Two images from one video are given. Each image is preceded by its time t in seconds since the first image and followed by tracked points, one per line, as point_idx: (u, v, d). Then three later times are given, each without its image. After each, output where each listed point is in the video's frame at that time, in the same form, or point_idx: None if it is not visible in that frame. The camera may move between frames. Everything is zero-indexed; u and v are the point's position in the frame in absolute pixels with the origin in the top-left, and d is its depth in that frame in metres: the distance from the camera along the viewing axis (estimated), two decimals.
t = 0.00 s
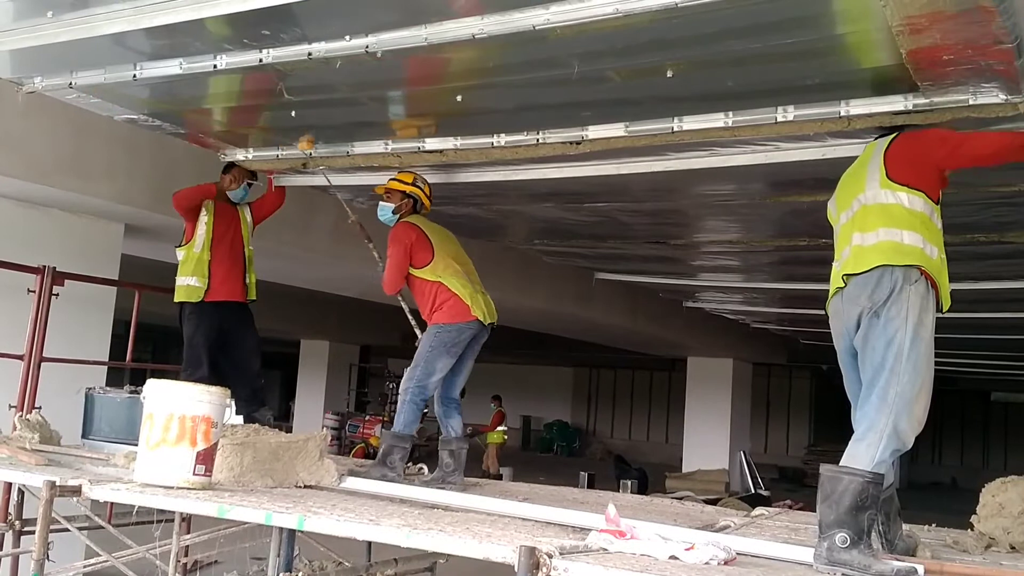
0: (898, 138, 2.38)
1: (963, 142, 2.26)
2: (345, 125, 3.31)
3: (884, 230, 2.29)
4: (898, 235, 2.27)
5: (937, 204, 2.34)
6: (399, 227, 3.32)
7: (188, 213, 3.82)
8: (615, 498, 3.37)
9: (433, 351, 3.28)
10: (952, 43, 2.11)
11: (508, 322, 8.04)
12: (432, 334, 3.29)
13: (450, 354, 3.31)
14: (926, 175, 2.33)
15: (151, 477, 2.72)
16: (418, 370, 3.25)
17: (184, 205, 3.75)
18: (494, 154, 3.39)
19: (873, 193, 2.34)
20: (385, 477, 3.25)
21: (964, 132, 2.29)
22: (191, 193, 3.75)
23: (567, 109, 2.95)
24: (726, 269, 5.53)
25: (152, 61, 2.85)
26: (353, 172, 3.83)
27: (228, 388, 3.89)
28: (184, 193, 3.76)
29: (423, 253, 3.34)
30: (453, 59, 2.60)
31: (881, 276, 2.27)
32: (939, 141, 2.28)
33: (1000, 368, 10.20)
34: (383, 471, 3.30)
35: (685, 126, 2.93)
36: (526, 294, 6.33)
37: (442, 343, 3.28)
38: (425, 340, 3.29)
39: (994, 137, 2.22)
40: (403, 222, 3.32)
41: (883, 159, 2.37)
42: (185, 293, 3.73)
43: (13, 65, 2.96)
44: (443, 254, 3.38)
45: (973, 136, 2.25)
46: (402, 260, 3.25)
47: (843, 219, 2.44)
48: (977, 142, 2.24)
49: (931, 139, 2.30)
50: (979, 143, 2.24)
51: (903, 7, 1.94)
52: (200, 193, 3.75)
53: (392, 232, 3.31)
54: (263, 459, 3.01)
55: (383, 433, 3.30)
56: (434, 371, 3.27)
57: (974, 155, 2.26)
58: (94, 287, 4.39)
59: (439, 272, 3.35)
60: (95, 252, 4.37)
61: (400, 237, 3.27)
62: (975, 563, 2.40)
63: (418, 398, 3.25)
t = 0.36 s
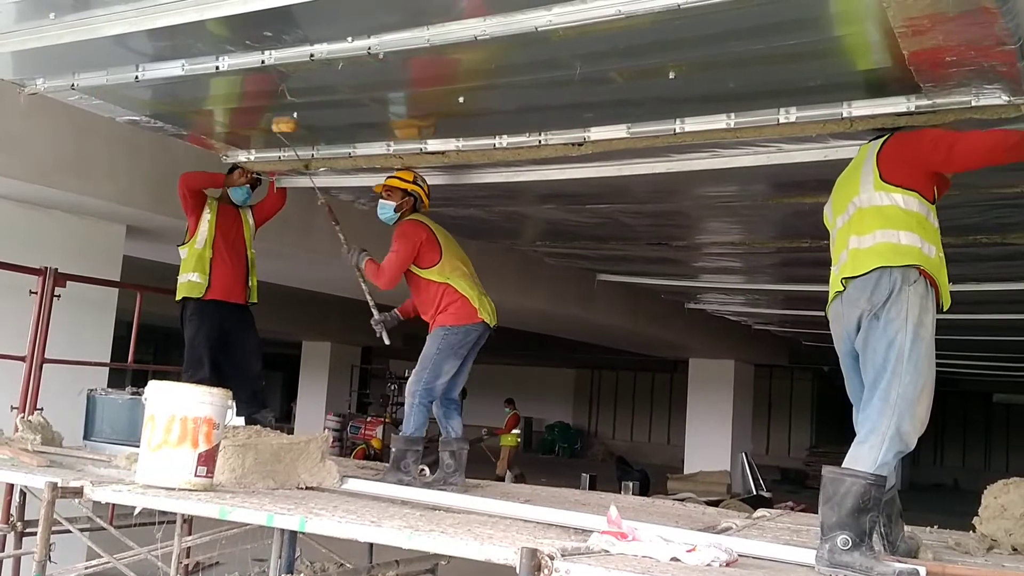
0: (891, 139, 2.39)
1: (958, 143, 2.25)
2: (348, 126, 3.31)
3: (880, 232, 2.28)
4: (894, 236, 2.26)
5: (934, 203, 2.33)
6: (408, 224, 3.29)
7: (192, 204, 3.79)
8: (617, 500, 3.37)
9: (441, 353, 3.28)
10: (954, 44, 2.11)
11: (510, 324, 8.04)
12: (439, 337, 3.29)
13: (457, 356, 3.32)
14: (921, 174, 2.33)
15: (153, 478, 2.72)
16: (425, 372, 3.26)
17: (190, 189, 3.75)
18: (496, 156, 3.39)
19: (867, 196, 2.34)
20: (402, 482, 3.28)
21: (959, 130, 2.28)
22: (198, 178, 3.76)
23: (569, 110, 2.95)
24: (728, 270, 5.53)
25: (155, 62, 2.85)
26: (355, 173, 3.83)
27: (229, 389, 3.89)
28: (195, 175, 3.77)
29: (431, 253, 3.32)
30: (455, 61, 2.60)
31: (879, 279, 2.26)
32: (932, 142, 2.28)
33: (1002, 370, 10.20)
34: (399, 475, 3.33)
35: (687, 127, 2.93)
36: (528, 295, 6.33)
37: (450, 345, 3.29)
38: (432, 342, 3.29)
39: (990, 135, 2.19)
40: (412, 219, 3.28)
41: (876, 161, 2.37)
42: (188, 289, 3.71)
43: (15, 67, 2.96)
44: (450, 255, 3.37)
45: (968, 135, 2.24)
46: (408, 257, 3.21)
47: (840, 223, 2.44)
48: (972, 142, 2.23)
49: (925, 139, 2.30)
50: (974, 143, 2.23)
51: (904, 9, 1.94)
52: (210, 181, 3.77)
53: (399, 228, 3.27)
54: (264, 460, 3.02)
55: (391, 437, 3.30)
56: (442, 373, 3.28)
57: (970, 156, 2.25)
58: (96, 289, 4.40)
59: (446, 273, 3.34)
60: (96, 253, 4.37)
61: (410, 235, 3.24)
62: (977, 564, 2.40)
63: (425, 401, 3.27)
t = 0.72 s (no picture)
0: (891, 141, 2.39)
1: (952, 139, 2.25)
2: (348, 128, 3.31)
3: (881, 233, 2.28)
4: (894, 237, 2.26)
5: (934, 204, 2.33)
6: (406, 217, 3.28)
7: (201, 199, 3.72)
8: (618, 501, 3.37)
9: (436, 356, 3.28)
10: (955, 46, 2.11)
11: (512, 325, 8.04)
12: (434, 339, 3.28)
13: (452, 357, 3.32)
14: (921, 175, 2.33)
15: (155, 480, 2.72)
16: (420, 375, 3.26)
17: (207, 182, 3.70)
18: (497, 157, 3.39)
19: (867, 197, 2.34)
20: (403, 485, 3.26)
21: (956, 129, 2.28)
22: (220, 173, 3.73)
23: (570, 112, 2.95)
24: (730, 272, 5.53)
25: (157, 64, 2.85)
26: (356, 175, 3.83)
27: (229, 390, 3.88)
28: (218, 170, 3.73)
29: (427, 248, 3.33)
30: (457, 63, 2.60)
31: (879, 280, 2.26)
32: (928, 141, 2.29)
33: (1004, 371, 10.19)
34: (399, 477, 3.32)
35: (688, 129, 2.93)
36: (530, 297, 6.33)
37: (446, 347, 3.28)
38: (427, 345, 3.28)
39: (981, 126, 2.19)
40: (410, 214, 3.28)
41: (876, 162, 2.37)
42: (187, 284, 3.71)
43: (17, 69, 2.97)
44: (443, 253, 3.38)
45: (962, 131, 2.23)
46: (402, 243, 3.20)
47: (841, 225, 2.44)
48: (965, 137, 2.22)
49: (922, 139, 2.31)
50: (968, 138, 2.22)
51: (903, 10, 1.94)
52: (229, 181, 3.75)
53: (397, 219, 3.26)
54: (266, 462, 3.01)
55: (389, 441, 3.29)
56: (437, 376, 3.29)
57: (965, 152, 2.23)
58: (98, 290, 4.40)
59: (440, 270, 3.35)
60: (98, 255, 4.37)
61: (408, 227, 3.24)
62: (979, 566, 2.40)
63: (421, 403, 3.27)
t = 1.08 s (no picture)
0: (898, 141, 2.39)
1: (957, 138, 2.25)
2: (350, 128, 3.31)
3: (886, 233, 2.28)
4: (899, 237, 2.26)
5: (941, 204, 2.33)
6: (421, 223, 3.27)
7: (198, 199, 3.76)
8: (619, 502, 3.37)
9: (452, 357, 3.28)
10: (957, 46, 2.11)
11: (513, 326, 8.04)
12: (450, 341, 3.27)
13: (466, 359, 3.32)
14: (928, 175, 2.33)
15: (157, 480, 2.72)
16: (436, 377, 3.25)
17: (201, 181, 3.73)
18: (499, 158, 3.39)
19: (874, 197, 2.33)
20: (405, 485, 3.24)
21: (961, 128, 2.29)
22: (212, 174, 3.76)
23: (572, 112, 2.95)
24: (731, 272, 5.52)
25: (158, 64, 2.85)
26: (358, 175, 3.83)
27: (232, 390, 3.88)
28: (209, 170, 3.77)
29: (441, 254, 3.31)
30: (458, 63, 2.60)
31: (883, 279, 2.26)
32: (934, 140, 2.29)
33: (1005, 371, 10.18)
34: (402, 478, 3.30)
35: (690, 129, 2.93)
36: (531, 297, 6.33)
37: (462, 348, 3.28)
38: (443, 346, 3.27)
39: (987, 124, 2.19)
40: (426, 219, 3.26)
41: (883, 162, 2.37)
42: (193, 287, 3.70)
43: (19, 69, 2.97)
44: (458, 257, 3.38)
45: (967, 129, 2.24)
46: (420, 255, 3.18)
47: (847, 225, 2.44)
48: (971, 135, 2.22)
49: (927, 138, 2.31)
50: (974, 136, 2.22)
51: (906, 10, 1.94)
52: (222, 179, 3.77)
53: (412, 227, 3.23)
54: (267, 462, 3.01)
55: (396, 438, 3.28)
56: (452, 377, 3.28)
57: (971, 151, 2.23)
58: (100, 290, 4.40)
59: (456, 275, 3.35)
60: (100, 255, 4.38)
61: (424, 233, 3.22)
62: (980, 567, 2.39)
63: (434, 404, 3.28)
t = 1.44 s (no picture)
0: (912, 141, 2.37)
1: (978, 145, 2.21)
2: (351, 126, 3.31)
3: (895, 231, 2.28)
4: (908, 236, 2.26)
5: (949, 208, 2.33)
6: (427, 230, 3.21)
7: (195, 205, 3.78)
8: (621, 500, 3.37)
9: (465, 355, 3.30)
10: (959, 44, 2.11)
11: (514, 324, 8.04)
12: (464, 339, 3.29)
13: (476, 357, 3.35)
14: (939, 178, 2.31)
15: (158, 479, 2.72)
16: (449, 374, 3.27)
17: (195, 188, 3.75)
18: (500, 156, 3.39)
19: (885, 194, 2.33)
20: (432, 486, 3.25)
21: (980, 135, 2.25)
22: (203, 178, 3.76)
23: (573, 111, 2.95)
24: (732, 270, 5.52)
25: (159, 63, 2.85)
26: (359, 173, 3.83)
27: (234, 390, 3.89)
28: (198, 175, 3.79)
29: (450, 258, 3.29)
30: (459, 61, 2.60)
31: (889, 277, 2.26)
32: (955, 143, 2.24)
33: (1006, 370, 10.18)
34: (426, 480, 3.28)
35: (691, 127, 2.93)
36: (532, 296, 6.33)
37: (475, 346, 3.31)
38: (456, 345, 3.29)
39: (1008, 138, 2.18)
40: (433, 225, 3.21)
41: (898, 160, 2.36)
42: (198, 292, 3.71)
43: (19, 67, 2.97)
44: (470, 259, 3.38)
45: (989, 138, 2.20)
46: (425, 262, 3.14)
47: (853, 220, 2.44)
48: (993, 144, 2.19)
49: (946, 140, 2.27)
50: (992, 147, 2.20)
51: (907, 7, 1.94)
52: (213, 180, 3.79)
53: (418, 237, 3.18)
54: (268, 460, 3.01)
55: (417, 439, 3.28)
56: (464, 374, 3.31)
57: (989, 159, 2.21)
58: (101, 289, 4.41)
59: (469, 277, 3.36)
60: (101, 254, 4.38)
61: (428, 242, 3.17)
62: (981, 565, 2.40)
63: (448, 401, 3.29)
